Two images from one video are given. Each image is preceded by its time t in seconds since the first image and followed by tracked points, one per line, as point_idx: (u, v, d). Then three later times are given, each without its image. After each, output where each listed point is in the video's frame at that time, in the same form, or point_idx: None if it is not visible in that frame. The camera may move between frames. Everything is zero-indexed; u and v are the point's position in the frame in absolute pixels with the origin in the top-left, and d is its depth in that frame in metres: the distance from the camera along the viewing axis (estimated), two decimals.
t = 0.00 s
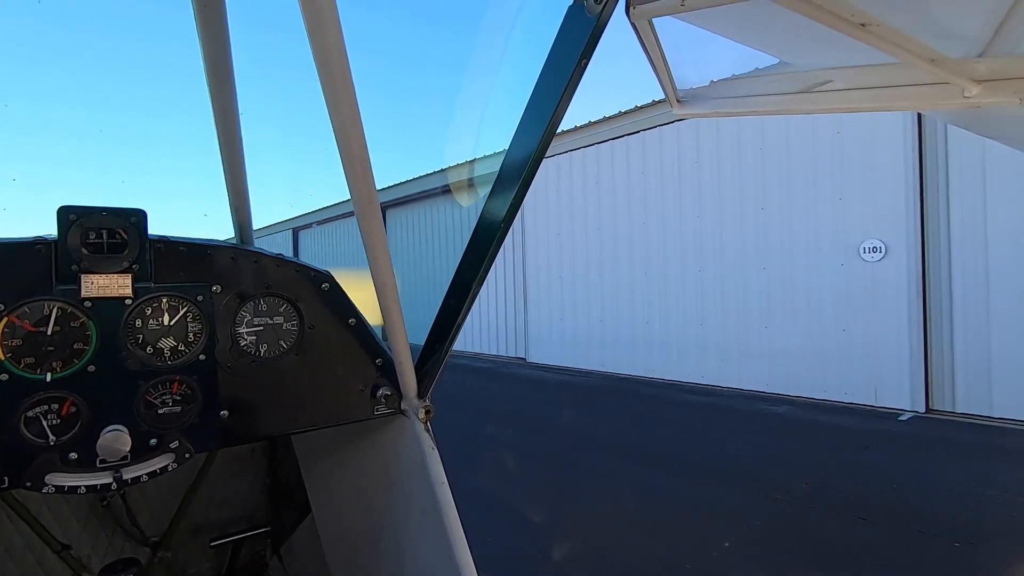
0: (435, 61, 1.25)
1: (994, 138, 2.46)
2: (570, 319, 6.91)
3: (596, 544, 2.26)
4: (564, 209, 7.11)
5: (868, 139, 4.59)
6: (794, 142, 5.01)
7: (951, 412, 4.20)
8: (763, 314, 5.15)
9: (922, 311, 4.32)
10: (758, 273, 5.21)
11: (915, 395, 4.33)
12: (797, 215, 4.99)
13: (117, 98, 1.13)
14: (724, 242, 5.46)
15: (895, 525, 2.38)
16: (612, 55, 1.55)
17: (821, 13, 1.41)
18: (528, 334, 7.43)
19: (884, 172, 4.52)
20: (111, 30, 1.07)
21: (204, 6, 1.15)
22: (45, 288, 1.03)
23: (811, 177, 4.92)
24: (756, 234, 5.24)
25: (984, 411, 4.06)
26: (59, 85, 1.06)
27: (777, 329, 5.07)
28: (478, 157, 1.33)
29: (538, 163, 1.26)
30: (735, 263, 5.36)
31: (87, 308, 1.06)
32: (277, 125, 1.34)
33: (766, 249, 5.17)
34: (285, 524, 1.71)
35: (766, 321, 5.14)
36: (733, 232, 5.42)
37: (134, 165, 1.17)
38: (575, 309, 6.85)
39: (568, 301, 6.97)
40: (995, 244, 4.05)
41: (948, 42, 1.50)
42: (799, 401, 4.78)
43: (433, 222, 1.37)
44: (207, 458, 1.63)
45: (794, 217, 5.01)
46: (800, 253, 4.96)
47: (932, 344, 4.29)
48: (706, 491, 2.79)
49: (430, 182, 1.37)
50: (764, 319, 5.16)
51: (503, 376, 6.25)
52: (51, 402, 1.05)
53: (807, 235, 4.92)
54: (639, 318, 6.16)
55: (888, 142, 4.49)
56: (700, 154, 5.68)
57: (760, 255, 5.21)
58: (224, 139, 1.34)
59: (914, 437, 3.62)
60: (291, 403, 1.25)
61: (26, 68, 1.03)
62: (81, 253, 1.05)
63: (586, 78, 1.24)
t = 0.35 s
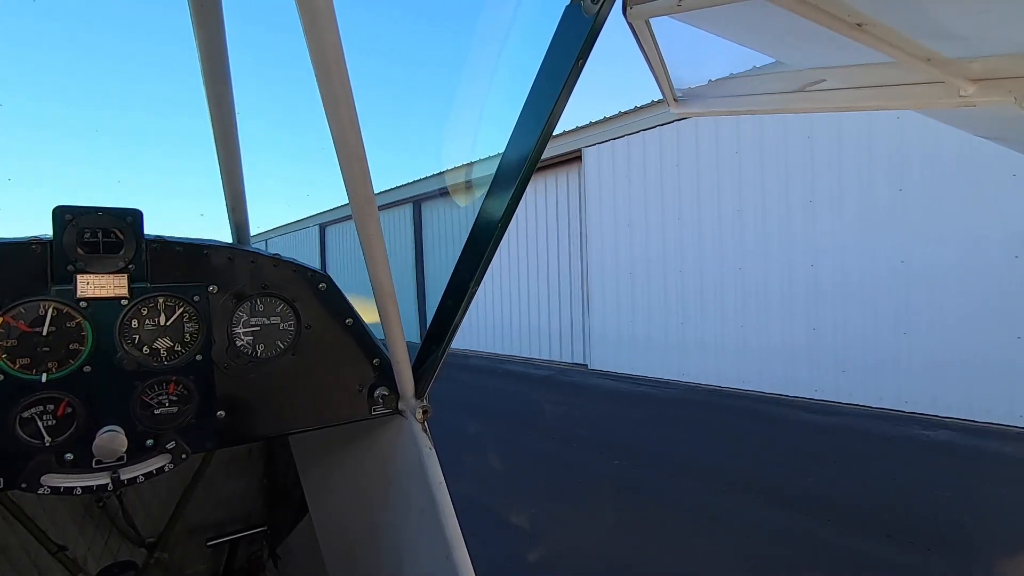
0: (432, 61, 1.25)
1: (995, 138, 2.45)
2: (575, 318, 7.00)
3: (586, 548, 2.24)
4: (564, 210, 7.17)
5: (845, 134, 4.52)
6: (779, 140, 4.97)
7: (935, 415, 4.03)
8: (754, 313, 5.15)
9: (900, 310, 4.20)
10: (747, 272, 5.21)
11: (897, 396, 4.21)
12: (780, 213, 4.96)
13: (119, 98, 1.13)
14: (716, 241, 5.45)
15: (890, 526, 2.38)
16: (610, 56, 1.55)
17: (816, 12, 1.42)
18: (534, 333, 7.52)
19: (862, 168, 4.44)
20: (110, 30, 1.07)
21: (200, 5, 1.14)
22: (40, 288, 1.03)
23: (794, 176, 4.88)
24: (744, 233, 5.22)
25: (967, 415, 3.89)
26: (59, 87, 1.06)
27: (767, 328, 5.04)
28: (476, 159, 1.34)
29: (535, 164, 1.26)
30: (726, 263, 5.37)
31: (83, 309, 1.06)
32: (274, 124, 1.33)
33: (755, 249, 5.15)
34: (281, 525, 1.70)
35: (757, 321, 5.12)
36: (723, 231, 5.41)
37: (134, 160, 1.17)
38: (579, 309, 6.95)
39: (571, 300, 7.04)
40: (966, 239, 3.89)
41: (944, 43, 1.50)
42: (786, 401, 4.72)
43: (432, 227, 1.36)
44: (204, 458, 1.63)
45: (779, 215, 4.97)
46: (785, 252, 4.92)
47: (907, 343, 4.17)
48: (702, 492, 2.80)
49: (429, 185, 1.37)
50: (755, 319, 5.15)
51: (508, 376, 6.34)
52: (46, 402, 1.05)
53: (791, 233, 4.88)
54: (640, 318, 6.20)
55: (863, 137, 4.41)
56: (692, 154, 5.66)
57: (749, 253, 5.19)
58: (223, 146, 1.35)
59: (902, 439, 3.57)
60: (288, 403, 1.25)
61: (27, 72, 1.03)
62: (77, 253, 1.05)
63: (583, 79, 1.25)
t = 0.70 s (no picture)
0: (434, 60, 1.26)
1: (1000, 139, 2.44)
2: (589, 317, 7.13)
3: (586, 547, 2.25)
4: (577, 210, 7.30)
5: (841, 134, 4.57)
6: (781, 141, 5.01)
7: (935, 416, 4.05)
8: (759, 313, 5.21)
9: (899, 310, 4.24)
10: (752, 273, 5.28)
11: (899, 396, 4.23)
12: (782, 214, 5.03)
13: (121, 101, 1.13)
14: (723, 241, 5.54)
15: (889, 527, 2.38)
16: (612, 55, 1.55)
17: (817, 12, 1.41)
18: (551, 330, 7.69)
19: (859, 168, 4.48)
20: (110, 30, 1.07)
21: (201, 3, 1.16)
22: (42, 287, 1.03)
23: (794, 176, 4.94)
24: (749, 234, 5.30)
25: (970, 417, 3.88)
26: (61, 88, 1.06)
27: (772, 328, 5.11)
28: (478, 160, 1.34)
29: (536, 164, 1.25)
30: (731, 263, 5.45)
31: (84, 307, 1.06)
32: (277, 123, 1.34)
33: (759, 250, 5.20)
34: (282, 523, 1.71)
35: (762, 321, 5.19)
36: (727, 231, 5.50)
37: (134, 159, 1.16)
38: (590, 309, 7.07)
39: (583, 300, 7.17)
40: (960, 239, 3.92)
41: (945, 44, 1.51)
42: (791, 400, 4.77)
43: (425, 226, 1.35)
44: (204, 458, 1.64)
45: (781, 216, 5.03)
46: (788, 252, 4.99)
47: (907, 343, 4.19)
48: (702, 492, 2.80)
49: (431, 187, 1.39)
50: (759, 319, 5.21)
51: (520, 373, 6.47)
52: (48, 401, 1.05)
53: (793, 234, 4.94)
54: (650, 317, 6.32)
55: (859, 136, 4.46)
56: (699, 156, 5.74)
57: (753, 255, 5.26)
58: (224, 143, 1.37)
59: (903, 439, 3.58)
60: (289, 402, 1.25)
61: (29, 73, 1.03)
62: (78, 252, 1.05)
63: (585, 78, 1.24)
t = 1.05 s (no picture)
0: (440, 61, 1.26)
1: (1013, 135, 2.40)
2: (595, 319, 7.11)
3: (594, 547, 2.24)
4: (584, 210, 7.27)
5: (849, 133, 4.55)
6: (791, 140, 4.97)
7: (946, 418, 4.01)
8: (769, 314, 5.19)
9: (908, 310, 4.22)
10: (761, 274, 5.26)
11: (910, 398, 4.20)
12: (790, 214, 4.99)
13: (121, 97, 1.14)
14: (731, 242, 5.51)
15: (899, 528, 2.37)
16: (618, 53, 1.55)
17: (825, 8, 1.40)
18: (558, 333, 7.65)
19: (867, 167, 4.45)
20: (109, 29, 1.08)
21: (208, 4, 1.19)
22: (54, 287, 1.04)
23: (802, 176, 4.90)
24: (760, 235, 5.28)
25: (984, 419, 3.85)
26: (64, 87, 1.07)
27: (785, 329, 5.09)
28: (486, 160, 1.34)
29: (543, 163, 1.25)
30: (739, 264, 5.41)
31: (95, 307, 1.07)
32: (285, 123, 1.35)
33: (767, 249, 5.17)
34: (291, 520, 1.72)
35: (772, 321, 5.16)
36: (737, 231, 5.50)
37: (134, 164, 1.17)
38: (597, 309, 7.05)
39: (589, 301, 7.14)
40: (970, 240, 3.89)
41: (957, 37, 1.49)
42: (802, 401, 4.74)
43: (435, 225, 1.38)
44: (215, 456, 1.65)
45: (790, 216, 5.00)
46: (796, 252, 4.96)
47: (920, 344, 4.16)
48: (710, 492, 2.79)
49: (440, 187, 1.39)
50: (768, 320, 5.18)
51: (528, 373, 6.47)
52: (60, 400, 1.06)
53: (800, 234, 4.91)
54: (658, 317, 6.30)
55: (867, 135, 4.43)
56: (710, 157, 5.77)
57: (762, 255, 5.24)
58: (232, 142, 1.37)
59: (914, 441, 3.54)
60: (297, 401, 1.26)
61: (30, 73, 1.03)
62: (90, 253, 1.06)
63: (592, 77, 1.23)
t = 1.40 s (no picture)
0: (444, 59, 1.26)
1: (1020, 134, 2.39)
2: (595, 320, 7.05)
3: (598, 547, 2.24)
4: (583, 210, 7.21)
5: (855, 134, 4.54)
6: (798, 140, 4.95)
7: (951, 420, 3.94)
8: (773, 314, 5.15)
9: (911, 311, 4.15)
10: (764, 274, 5.21)
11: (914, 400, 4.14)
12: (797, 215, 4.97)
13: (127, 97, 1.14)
14: (733, 242, 5.47)
15: (905, 529, 2.35)
16: (624, 51, 1.55)
17: (831, 7, 1.39)
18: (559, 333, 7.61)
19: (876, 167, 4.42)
20: (114, 30, 1.07)
21: (217, 7, 1.17)
22: (62, 287, 1.05)
23: (810, 176, 4.89)
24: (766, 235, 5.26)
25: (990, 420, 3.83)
26: (69, 86, 1.07)
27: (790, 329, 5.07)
28: (491, 160, 1.34)
29: (548, 163, 1.25)
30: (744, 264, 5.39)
31: (103, 307, 1.08)
32: (289, 122, 1.35)
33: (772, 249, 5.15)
34: (296, 519, 1.72)
35: (776, 322, 5.12)
36: (736, 231, 5.45)
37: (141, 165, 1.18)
38: (597, 309, 7.00)
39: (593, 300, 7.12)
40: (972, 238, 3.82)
41: (965, 37, 1.48)
42: (806, 402, 4.70)
43: (444, 223, 1.40)
44: (221, 454, 1.66)
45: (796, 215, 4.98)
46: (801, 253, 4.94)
47: (921, 345, 4.09)
48: (714, 492, 2.78)
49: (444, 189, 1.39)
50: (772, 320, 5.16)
51: (530, 373, 6.45)
52: (68, 399, 1.07)
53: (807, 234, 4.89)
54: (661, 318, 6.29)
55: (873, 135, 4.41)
56: (710, 156, 5.68)
57: (765, 255, 5.21)
58: (237, 143, 1.37)
59: (919, 442, 3.51)
60: (302, 400, 1.26)
61: (30, 73, 1.03)
62: (97, 253, 1.07)
63: (596, 77, 1.24)
